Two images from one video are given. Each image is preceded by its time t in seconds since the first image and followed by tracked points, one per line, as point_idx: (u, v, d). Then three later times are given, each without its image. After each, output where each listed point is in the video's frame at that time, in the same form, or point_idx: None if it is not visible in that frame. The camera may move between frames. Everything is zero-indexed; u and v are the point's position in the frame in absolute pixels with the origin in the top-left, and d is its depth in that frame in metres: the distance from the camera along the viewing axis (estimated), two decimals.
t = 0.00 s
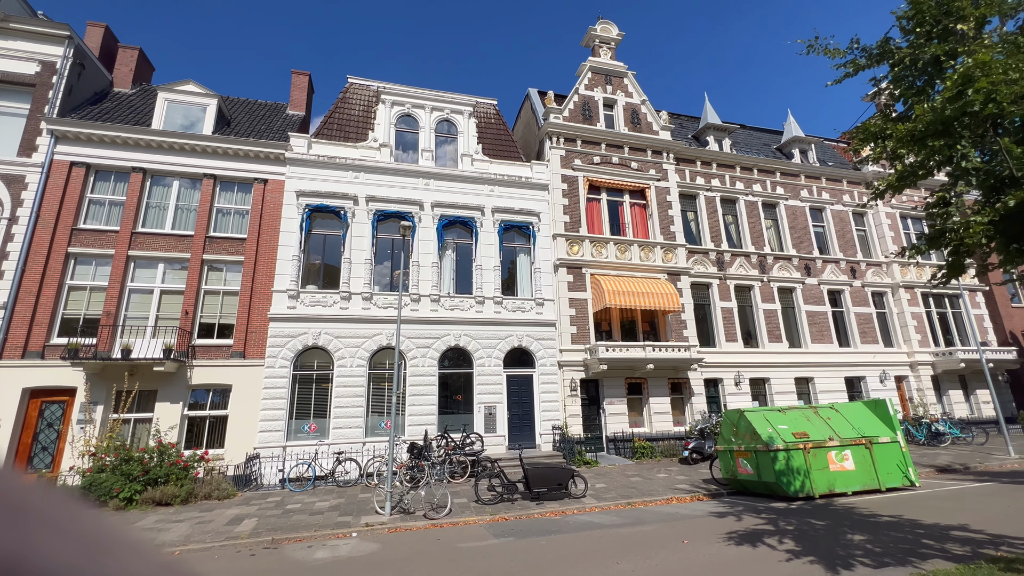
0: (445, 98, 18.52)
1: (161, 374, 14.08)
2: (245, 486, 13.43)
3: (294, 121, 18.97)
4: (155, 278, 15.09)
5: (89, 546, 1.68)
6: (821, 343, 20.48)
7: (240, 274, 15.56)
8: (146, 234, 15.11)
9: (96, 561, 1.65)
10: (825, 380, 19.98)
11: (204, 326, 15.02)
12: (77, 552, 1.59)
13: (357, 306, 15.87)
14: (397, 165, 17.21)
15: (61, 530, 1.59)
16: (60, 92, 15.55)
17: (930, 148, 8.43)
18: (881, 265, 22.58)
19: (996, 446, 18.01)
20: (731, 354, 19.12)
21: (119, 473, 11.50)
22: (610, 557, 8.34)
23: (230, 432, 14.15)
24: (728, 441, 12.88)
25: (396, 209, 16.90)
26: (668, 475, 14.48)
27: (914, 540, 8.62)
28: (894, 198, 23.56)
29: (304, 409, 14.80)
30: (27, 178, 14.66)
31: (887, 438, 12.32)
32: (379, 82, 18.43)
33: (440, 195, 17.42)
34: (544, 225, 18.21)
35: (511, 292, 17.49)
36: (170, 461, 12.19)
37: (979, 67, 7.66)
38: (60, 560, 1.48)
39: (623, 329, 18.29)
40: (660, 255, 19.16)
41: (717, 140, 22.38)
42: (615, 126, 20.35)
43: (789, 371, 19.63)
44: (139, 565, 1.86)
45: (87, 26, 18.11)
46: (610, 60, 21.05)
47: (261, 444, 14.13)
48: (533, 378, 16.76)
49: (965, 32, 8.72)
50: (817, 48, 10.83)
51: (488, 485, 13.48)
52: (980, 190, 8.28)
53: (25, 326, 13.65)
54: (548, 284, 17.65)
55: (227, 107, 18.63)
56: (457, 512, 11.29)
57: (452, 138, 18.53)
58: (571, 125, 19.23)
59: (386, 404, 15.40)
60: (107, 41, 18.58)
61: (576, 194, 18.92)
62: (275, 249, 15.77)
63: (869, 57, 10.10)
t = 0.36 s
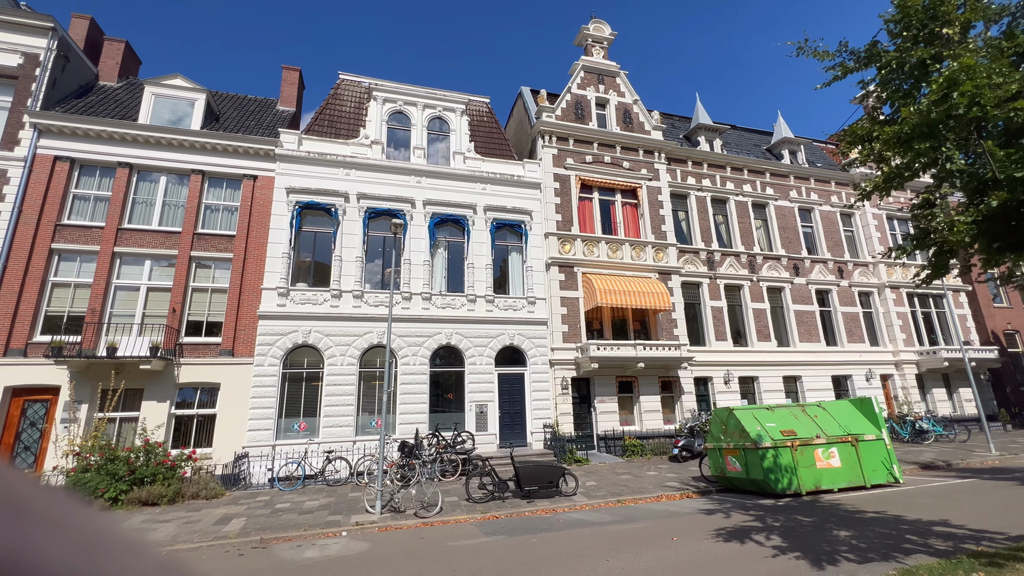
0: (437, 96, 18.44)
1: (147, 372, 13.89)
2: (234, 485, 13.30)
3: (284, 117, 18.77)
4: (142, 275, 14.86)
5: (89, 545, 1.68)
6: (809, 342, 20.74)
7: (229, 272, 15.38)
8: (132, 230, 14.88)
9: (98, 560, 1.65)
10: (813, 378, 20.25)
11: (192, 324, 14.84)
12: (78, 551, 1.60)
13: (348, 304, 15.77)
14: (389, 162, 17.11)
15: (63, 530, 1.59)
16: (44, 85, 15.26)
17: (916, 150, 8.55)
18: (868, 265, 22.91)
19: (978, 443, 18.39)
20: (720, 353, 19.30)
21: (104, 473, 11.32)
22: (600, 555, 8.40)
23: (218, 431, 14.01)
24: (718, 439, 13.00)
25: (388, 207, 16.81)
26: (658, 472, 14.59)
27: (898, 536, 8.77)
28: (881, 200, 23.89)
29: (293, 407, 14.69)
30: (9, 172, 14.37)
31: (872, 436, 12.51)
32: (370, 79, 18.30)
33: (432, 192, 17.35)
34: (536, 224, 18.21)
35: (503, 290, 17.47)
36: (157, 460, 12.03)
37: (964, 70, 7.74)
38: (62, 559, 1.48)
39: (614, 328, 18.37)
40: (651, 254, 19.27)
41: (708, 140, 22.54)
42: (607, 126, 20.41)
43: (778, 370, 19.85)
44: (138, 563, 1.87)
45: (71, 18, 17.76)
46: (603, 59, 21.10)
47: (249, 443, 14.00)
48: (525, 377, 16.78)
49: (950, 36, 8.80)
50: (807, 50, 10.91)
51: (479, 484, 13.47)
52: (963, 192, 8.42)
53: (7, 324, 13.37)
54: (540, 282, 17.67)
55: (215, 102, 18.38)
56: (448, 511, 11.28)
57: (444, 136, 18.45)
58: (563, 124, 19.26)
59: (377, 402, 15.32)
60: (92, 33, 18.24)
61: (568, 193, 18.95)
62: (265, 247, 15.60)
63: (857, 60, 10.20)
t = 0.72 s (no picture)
0: (430, 94, 18.37)
1: (134, 372, 13.71)
2: (223, 485, 13.17)
3: (275, 114, 18.59)
4: (129, 273, 14.65)
5: (83, 548, 1.67)
6: (798, 341, 20.98)
7: (218, 270, 15.21)
8: (119, 227, 14.66)
9: (91, 563, 1.65)
10: (802, 377, 20.49)
11: (180, 323, 14.67)
12: (76, 552, 1.62)
13: (339, 303, 15.67)
14: (381, 160, 17.01)
15: (55, 534, 1.58)
16: (27, 79, 14.97)
17: (903, 151, 8.66)
18: (855, 265, 23.22)
19: (961, 440, 18.73)
20: (711, 352, 19.45)
21: (90, 474, 11.14)
22: (591, 553, 8.43)
23: (207, 430, 13.88)
24: (708, 437, 13.11)
25: (379, 205, 16.72)
26: (649, 471, 14.68)
27: (884, 532, 8.91)
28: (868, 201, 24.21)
29: (284, 407, 14.57)
30: None
31: (859, 434, 12.71)
32: (362, 76, 18.18)
33: (424, 191, 17.28)
34: (529, 223, 18.20)
35: (495, 289, 17.45)
36: (144, 460, 11.86)
37: (950, 73, 7.86)
38: (56, 564, 1.48)
39: (606, 327, 18.45)
40: (643, 253, 19.37)
41: (700, 141, 22.68)
42: (600, 125, 20.47)
43: (767, 368, 20.06)
44: (133, 563, 1.89)
45: (56, 11, 17.43)
46: (596, 59, 21.15)
47: (239, 443, 13.87)
48: (517, 376, 16.79)
49: (937, 39, 8.91)
50: (797, 52, 11.01)
51: (471, 483, 13.46)
52: (948, 194, 8.55)
53: None
54: (532, 281, 17.68)
55: (204, 98, 18.15)
56: (439, 510, 11.27)
57: (436, 134, 18.38)
58: (555, 123, 19.28)
59: (368, 401, 15.24)
60: (78, 27, 17.92)
61: (561, 192, 18.98)
62: (254, 245, 15.44)
63: (846, 63, 10.32)
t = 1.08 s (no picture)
0: (423, 93, 18.31)
1: (123, 372, 13.54)
2: (213, 487, 13.02)
3: (266, 112, 18.43)
4: (117, 273, 14.46)
5: (80, 550, 1.67)
6: (788, 340, 21.18)
7: (208, 269, 15.06)
8: (107, 226, 14.47)
9: (88, 564, 1.65)
10: (792, 375, 20.68)
11: (170, 323, 14.50)
12: (77, 555, 1.63)
13: (332, 303, 15.57)
14: (374, 159, 16.93)
15: (52, 535, 1.58)
16: (12, 75, 14.72)
17: (892, 152, 8.74)
18: (845, 265, 23.47)
19: (948, 437, 19.01)
20: (703, 351, 19.57)
21: (77, 476, 10.97)
22: (584, 552, 8.46)
23: (197, 432, 13.74)
24: (700, 436, 13.20)
25: (372, 204, 16.64)
26: (642, 470, 14.74)
27: (873, 528, 9.01)
28: (858, 201, 24.47)
29: (275, 407, 14.46)
30: None
31: (849, 432, 12.85)
32: (355, 74, 18.08)
33: (417, 190, 17.22)
34: (522, 223, 18.20)
35: (488, 289, 17.43)
36: (133, 462, 11.71)
37: (937, 76, 7.96)
38: (52, 563, 1.48)
39: (599, 327, 18.50)
40: (636, 253, 19.43)
41: (692, 141, 22.81)
42: (593, 125, 20.52)
43: (758, 367, 20.22)
44: (132, 565, 1.89)
45: (42, 6, 17.17)
46: (589, 59, 21.20)
47: (230, 444, 13.74)
48: (510, 375, 16.79)
49: (925, 42, 9.00)
50: (788, 54, 11.08)
51: (464, 483, 13.44)
52: (936, 194, 8.66)
53: None
54: (526, 281, 17.68)
55: (194, 96, 17.96)
56: (433, 510, 11.24)
57: (429, 133, 18.32)
58: (549, 123, 19.30)
59: (361, 402, 15.16)
60: (65, 22, 17.67)
61: (554, 192, 19.00)
62: (246, 244, 15.30)
63: (836, 64, 10.42)
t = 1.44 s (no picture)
0: (416, 92, 18.27)
1: (112, 374, 13.37)
2: (204, 489, 12.88)
3: (258, 111, 18.29)
4: (106, 273, 14.29)
5: (83, 550, 1.66)
6: (780, 340, 21.36)
7: (199, 269, 14.91)
8: (96, 226, 14.29)
9: (91, 564, 1.63)
10: (784, 375, 20.85)
11: (160, 324, 14.35)
12: (80, 554, 1.62)
13: (324, 303, 15.48)
14: (367, 159, 16.85)
15: (54, 534, 1.57)
16: None
17: (880, 154, 8.82)
18: (836, 266, 23.70)
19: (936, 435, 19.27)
20: (696, 351, 19.68)
21: (65, 480, 10.80)
22: (577, 551, 8.47)
23: (187, 434, 13.60)
24: (693, 435, 13.27)
25: (365, 204, 16.56)
26: (635, 469, 14.80)
27: (863, 526, 9.11)
28: (848, 202, 24.71)
29: (267, 408, 14.35)
30: None
31: (839, 431, 12.98)
32: (348, 74, 17.99)
33: (410, 190, 17.16)
34: (516, 223, 18.20)
35: (482, 289, 17.42)
36: (122, 465, 11.55)
37: (924, 78, 8.05)
38: (54, 562, 1.46)
39: (593, 327, 18.54)
40: (629, 253, 19.50)
41: (685, 142, 22.94)
42: (586, 126, 20.57)
43: (750, 367, 20.36)
44: (135, 565, 1.88)
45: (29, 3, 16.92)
46: (582, 60, 21.25)
47: (221, 446, 13.63)
48: (504, 375, 16.77)
49: (913, 45, 9.08)
50: (780, 57, 11.16)
51: (457, 484, 13.41)
52: (924, 195, 8.76)
53: None
54: (519, 281, 17.69)
55: (185, 94, 17.78)
56: (426, 511, 11.21)
57: (423, 133, 18.27)
58: (542, 123, 19.32)
59: (354, 402, 15.08)
60: (52, 19, 17.42)
61: (548, 192, 19.02)
62: (237, 244, 15.17)
63: (826, 67, 10.51)
